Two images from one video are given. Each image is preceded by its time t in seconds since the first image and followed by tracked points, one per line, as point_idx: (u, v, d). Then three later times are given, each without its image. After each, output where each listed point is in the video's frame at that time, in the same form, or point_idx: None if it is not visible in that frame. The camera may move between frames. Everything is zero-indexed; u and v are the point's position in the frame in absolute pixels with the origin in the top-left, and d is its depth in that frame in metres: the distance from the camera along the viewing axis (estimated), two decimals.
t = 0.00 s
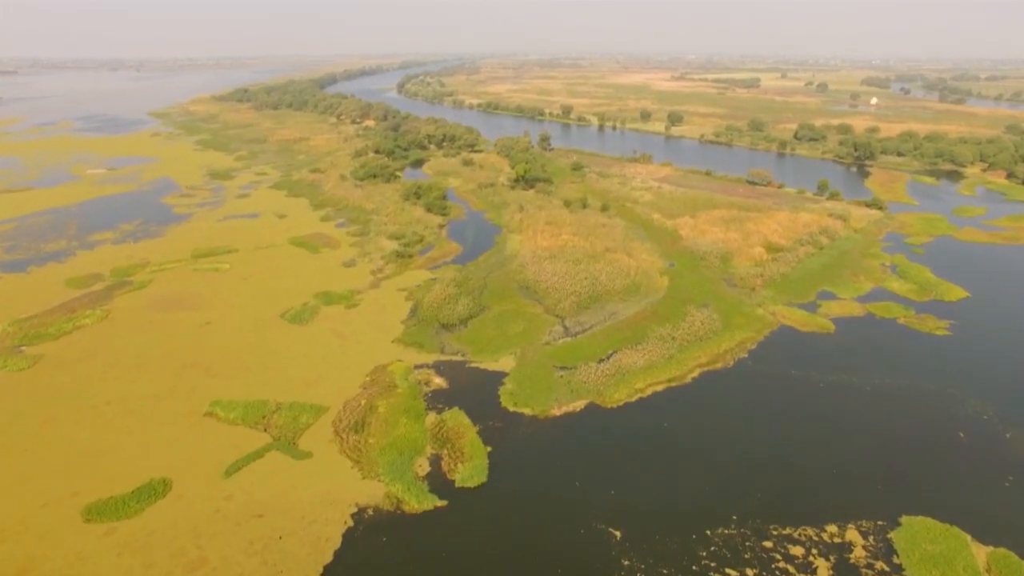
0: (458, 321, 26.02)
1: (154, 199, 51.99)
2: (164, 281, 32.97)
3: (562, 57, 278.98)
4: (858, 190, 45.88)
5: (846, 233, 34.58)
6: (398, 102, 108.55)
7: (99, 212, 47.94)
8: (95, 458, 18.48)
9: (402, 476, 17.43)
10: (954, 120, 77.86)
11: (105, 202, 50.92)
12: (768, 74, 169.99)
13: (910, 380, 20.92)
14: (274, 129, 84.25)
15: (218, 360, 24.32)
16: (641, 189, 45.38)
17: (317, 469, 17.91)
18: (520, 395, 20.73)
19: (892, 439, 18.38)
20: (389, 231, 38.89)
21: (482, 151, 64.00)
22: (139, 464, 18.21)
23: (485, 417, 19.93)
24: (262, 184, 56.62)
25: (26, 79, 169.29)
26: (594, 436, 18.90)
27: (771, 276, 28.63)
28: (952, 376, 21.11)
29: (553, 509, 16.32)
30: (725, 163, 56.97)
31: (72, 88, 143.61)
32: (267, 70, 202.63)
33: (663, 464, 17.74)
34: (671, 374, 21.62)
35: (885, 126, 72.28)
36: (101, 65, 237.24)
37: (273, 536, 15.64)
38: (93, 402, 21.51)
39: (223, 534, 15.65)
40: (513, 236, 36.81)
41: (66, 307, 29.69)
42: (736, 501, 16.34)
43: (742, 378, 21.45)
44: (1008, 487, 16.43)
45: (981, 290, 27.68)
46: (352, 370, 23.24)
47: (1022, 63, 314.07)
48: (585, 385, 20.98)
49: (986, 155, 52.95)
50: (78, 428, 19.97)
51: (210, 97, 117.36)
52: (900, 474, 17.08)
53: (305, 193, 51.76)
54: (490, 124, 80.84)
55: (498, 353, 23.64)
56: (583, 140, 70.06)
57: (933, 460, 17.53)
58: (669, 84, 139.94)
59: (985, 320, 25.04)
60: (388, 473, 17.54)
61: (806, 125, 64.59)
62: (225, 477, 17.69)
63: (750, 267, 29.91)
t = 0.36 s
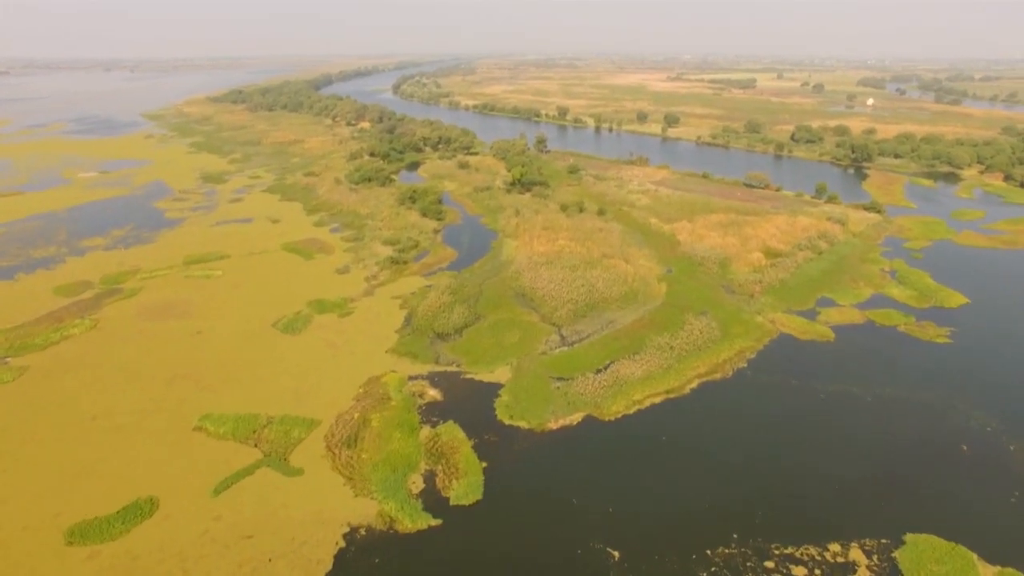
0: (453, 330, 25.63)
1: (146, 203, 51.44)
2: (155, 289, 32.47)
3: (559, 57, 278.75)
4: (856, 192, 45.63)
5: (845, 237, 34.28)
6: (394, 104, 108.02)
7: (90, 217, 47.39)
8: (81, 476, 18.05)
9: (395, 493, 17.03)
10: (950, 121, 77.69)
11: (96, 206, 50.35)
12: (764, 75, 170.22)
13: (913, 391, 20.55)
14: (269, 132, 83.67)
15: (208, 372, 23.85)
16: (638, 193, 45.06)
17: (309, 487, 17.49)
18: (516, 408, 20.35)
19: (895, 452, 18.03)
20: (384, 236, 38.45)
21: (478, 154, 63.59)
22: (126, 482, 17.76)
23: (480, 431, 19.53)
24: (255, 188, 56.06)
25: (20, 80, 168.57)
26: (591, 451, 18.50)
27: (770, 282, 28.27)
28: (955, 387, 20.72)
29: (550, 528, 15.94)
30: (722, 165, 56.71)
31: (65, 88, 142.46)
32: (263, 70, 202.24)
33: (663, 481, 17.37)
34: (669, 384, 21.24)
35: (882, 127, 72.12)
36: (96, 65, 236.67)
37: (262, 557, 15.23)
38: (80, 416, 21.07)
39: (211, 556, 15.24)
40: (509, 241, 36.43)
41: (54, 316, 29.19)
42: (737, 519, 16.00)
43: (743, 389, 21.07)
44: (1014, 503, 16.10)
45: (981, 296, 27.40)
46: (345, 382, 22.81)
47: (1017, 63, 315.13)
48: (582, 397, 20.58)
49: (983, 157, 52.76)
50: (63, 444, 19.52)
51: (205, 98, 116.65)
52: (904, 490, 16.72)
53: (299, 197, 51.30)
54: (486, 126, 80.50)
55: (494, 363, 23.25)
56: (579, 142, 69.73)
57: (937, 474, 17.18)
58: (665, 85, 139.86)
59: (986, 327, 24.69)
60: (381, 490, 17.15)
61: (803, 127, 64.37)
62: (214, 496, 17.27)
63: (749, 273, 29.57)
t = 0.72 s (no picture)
0: (444, 339, 25.21)
1: (131, 208, 50.64)
2: (139, 298, 31.83)
3: (550, 57, 278.74)
4: (847, 195, 45.59)
5: (837, 240, 34.14)
6: (384, 105, 107.32)
7: (74, 223, 46.55)
8: (59, 498, 17.53)
9: (384, 512, 16.61)
10: (939, 121, 78.02)
11: (80, 212, 49.48)
12: (753, 74, 170.99)
13: (909, 399, 20.32)
14: (257, 134, 82.82)
15: (192, 385, 23.28)
16: (629, 196, 44.80)
17: (295, 506, 17.04)
18: (508, 421, 19.96)
19: (892, 464, 17.76)
20: (373, 242, 37.93)
21: (469, 156, 63.13)
22: (105, 504, 17.24)
23: (471, 446, 19.13)
24: (243, 192, 55.30)
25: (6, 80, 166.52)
26: (585, 465, 18.15)
27: (763, 288, 28.05)
28: (951, 395, 20.50)
29: (543, 547, 15.57)
30: (714, 167, 56.59)
31: (50, 89, 140.58)
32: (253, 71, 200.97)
33: (658, 496, 17.04)
34: (663, 394, 20.91)
35: (872, 128, 72.35)
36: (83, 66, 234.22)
37: None
38: (59, 433, 20.48)
39: None
40: (500, 246, 36.06)
41: (35, 327, 28.52)
42: (733, 536, 15.70)
43: (737, 399, 20.78)
44: (1014, 516, 15.85)
45: (975, 301, 27.27)
46: (333, 395, 22.34)
47: (1003, 62, 318.34)
48: (575, 409, 20.23)
49: (972, 159, 52.90)
50: (41, 464, 18.94)
51: (193, 100, 115.45)
52: (902, 503, 16.47)
53: (287, 201, 50.68)
54: (477, 128, 80.09)
55: (485, 374, 22.85)
56: (571, 144, 69.43)
57: (935, 487, 16.93)
58: (656, 86, 140.08)
59: (980, 333, 24.53)
60: (370, 509, 16.72)
61: (794, 128, 64.39)
62: (197, 516, 16.79)
63: (742, 278, 29.33)
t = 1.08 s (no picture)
0: (432, 349, 24.80)
1: (113, 213, 49.68)
2: (120, 308, 31.11)
3: (538, 58, 278.70)
4: (836, 197, 45.65)
5: (827, 244, 34.08)
6: (371, 106, 106.52)
7: (53, 229, 45.57)
8: (34, 522, 16.94)
9: (372, 532, 16.18)
10: (925, 122, 78.57)
11: (60, 218, 48.47)
12: (740, 75, 171.85)
13: (902, 408, 20.14)
14: (242, 136, 81.80)
15: (173, 398, 22.66)
16: (618, 199, 44.56)
17: (280, 526, 16.57)
18: (498, 435, 19.58)
19: (886, 475, 17.58)
20: (360, 248, 37.38)
21: (457, 159, 62.67)
22: (81, 528, 16.67)
23: (461, 461, 18.74)
24: (228, 197, 54.47)
25: None
26: (577, 480, 17.81)
27: (754, 293, 27.87)
28: (944, 404, 20.36)
29: (535, 568, 15.21)
30: (703, 169, 56.53)
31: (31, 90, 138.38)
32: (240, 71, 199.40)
33: (651, 512, 16.73)
34: (655, 405, 20.61)
35: (859, 129, 72.71)
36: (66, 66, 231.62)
37: None
38: (34, 452, 19.81)
39: None
40: (489, 252, 35.67)
41: (11, 340, 27.76)
42: (728, 554, 15.43)
43: (730, 408, 20.52)
44: (1009, 529, 15.67)
45: (965, 305, 27.24)
46: (320, 408, 21.84)
47: (985, 62, 323.00)
48: (566, 422, 19.88)
49: (958, 160, 53.20)
50: (15, 486, 18.30)
51: (177, 101, 113.95)
52: (897, 516, 16.27)
53: (273, 206, 49.95)
54: (466, 130, 79.62)
55: (474, 385, 22.45)
56: (559, 146, 69.16)
57: (930, 499, 16.73)
58: (644, 85, 140.30)
59: (971, 338, 24.46)
60: (357, 529, 16.29)
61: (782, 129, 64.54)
62: (178, 539, 16.27)
63: (733, 284, 29.14)
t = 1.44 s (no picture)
0: (425, 359, 24.42)
1: (101, 218, 48.99)
2: (107, 316, 30.57)
3: (532, 58, 278.90)
4: (830, 199, 45.56)
5: (822, 248, 33.91)
6: (364, 108, 105.95)
7: (40, 235, 44.88)
8: (16, 545, 16.49)
9: (364, 552, 15.80)
10: (917, 122, 78.76)
11: (47, 223, 47.77)
12: (733, 75, 172.25)
13: (902, 418, 19.91)
14: (234, 139, 81.07)
15: (160, 411, 22.14)
16: (613, 202, 44.31)
17: (269, 546, 16.16)
18: (492, 448, 19.22)
19: (886, 488, 17.32)
20: (352, 254, 36.93)
21: (450, 162, 62.26)
22: (64, 551, 16.22)
23: (454, 476, 18.37)
24: (219, 201, 53.84)
25: None
26: (573, 495, 17.48)
27: (750, 300, 27.63)
28: (943, 413, 20.13)
29: None
30: (697, 171, 56.36)
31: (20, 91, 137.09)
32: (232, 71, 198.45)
33: (648, 528, 16.42)
34: (652, 416, 20.29)
35: (852, 130, 72.75)
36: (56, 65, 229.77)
37: None
38: (17, 471, 19.30)
39: None
40: (482, 257, 35.31)
41: None
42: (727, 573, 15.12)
43: (728, 419, 20.23)
44: (1012, 544, 15.42)
45: (962, 310, 27.07)
46: (311, 421, 21.42)
47: (976, 61, 325.07)
48: (561, 434, 19.54)
49: (951, 161, 53.26)
50: None
51: (167, 103, 112.93)
52: (899, 533, 15.97)
53: (264, 210, 49.42)
54: (459, 132, 79.21)
55: (468, 396, 22.08)
56: (553, 148, 68.87)
57: (932, 513, 16.45)
58: (637, 85, 140.27)
59: (969, 344, 24.25)
60: (349, 548, 15.90)
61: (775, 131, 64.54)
62: (164, 561, 15.84)
63: (729, 289, 28.89)
